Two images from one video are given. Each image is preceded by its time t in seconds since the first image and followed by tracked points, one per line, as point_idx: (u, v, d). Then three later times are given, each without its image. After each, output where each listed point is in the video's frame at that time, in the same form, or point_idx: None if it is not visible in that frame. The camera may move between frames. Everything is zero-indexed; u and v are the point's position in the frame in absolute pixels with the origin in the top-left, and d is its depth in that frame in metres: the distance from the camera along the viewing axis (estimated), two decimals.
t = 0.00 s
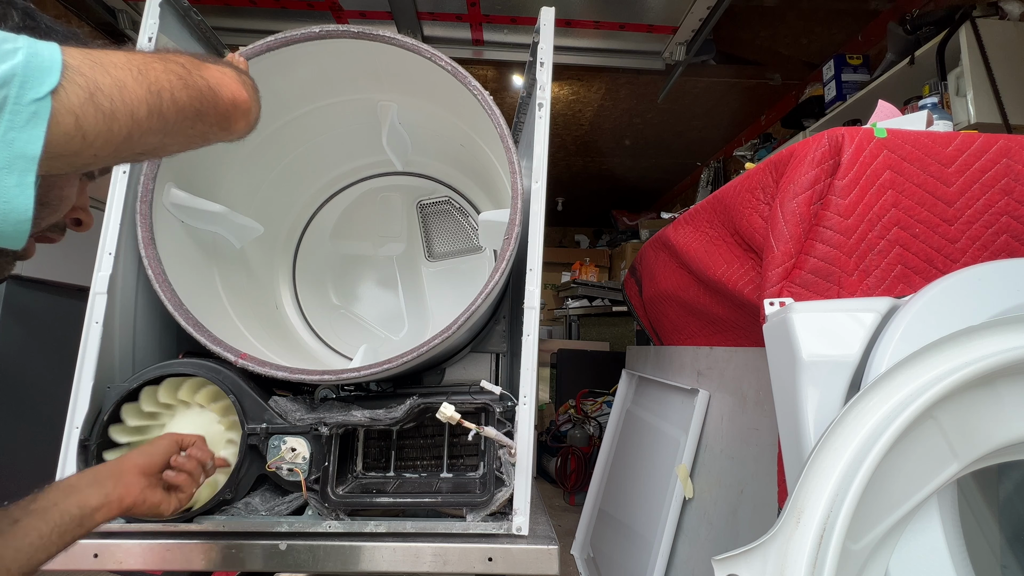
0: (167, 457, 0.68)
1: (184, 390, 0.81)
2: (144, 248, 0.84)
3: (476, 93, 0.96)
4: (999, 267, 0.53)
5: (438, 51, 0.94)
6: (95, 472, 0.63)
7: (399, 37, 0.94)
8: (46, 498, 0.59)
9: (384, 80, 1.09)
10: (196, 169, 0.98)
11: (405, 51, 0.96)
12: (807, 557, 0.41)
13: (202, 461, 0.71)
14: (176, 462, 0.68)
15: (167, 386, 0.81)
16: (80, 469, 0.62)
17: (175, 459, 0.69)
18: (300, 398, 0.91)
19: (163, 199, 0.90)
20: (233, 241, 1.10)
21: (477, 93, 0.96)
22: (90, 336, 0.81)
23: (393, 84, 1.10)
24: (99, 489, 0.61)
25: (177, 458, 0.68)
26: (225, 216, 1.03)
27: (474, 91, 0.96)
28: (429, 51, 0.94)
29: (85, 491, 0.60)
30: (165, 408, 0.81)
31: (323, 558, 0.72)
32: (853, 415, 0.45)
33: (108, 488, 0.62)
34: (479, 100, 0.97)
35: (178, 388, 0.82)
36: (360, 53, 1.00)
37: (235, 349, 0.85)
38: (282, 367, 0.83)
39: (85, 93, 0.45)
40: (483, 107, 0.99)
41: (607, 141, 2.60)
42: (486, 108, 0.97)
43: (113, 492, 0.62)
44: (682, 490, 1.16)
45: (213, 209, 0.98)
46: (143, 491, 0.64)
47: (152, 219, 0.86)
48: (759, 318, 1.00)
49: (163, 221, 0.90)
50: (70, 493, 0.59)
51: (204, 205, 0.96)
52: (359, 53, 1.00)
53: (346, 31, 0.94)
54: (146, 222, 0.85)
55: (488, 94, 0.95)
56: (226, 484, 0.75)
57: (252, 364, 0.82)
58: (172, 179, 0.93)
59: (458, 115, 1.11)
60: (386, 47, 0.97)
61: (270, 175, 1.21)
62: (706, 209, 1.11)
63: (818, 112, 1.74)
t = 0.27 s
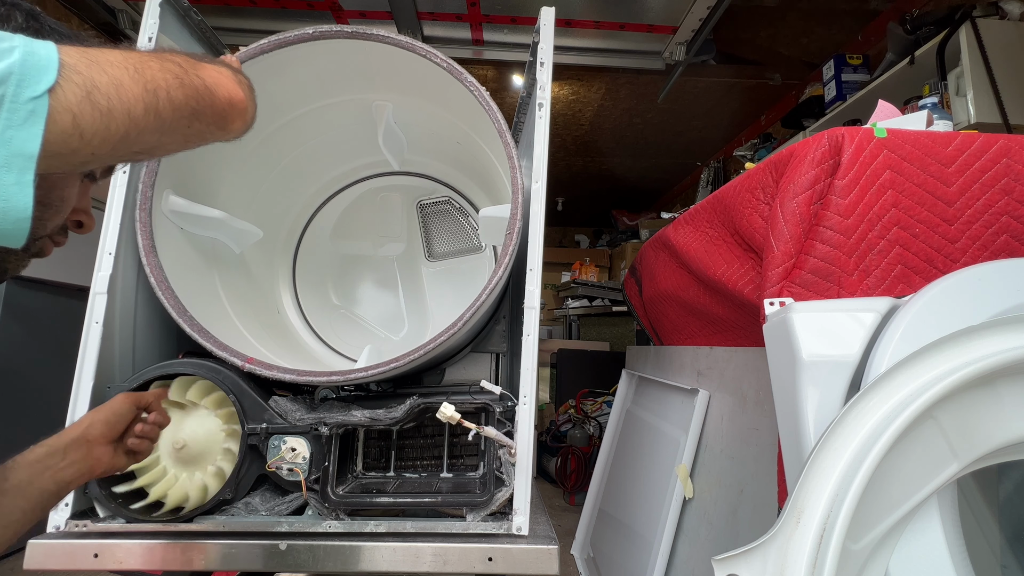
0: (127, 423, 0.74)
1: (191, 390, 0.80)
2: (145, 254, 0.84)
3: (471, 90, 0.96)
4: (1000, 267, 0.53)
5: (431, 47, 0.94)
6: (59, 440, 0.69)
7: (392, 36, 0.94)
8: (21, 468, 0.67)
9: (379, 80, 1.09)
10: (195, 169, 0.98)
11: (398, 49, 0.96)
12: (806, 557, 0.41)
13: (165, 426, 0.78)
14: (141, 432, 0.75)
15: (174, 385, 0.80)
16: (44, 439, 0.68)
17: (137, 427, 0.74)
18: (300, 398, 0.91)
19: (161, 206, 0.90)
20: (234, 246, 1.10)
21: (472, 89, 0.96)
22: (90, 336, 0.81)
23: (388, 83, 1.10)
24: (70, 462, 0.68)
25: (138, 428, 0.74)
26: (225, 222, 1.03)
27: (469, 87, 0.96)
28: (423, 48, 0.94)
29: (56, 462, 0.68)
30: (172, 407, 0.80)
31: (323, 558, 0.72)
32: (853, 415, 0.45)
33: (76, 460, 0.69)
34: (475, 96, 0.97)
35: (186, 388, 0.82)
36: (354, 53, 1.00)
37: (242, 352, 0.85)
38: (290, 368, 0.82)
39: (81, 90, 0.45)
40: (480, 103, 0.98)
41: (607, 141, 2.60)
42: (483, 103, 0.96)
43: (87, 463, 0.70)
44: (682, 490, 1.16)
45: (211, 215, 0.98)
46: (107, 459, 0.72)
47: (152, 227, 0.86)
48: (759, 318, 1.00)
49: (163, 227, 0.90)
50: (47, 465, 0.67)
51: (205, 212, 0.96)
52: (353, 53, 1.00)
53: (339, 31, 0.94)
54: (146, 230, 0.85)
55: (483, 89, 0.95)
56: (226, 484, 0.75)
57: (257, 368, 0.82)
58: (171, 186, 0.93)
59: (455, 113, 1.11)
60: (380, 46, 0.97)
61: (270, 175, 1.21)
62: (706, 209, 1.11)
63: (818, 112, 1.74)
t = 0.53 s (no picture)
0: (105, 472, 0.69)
1: (180, 390, 0.80)
2: (144, 262, 0.85)
3: (468, 88, 0.96)
4: (1000, 267, 0.53)
5: (427, 47, 0.94)
6: (31, 487, 0.63)
7: (388, 35, 0.94)
8: None
9: (375, 79, 1.09)
10: (195, 168, 0.98)
11: (394, 48, 0.96)
12: (807, 557, 0.41)
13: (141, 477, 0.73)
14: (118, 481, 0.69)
15: (163, 386, 0.80)
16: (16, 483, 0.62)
17: (115, 478, 0.69)
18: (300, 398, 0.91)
19: (158, 211, 0.90)
20: (233, 249, 1.10)
21: (469, 88, 0.96)
22: (90, 336, 0.81)
23: (384, 83, 1.10)
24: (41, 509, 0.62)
25: (116, 479, 0.69)
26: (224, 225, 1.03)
27: (466, 86, 0.96)
28: (420, 47, 0.94)
29: (27, 509, 0.62)
30: (164, 408, 0.81)
31: (323, 558, 0.72)
32: (853, 414, 0.45)
33: (48, 507, 0.63)
34: (473, 95, 0.97)
35: (175, 388, 0.81)
36: (351, 53, 1.00)
37: (243, 359, 0.85)
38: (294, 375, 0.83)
39: (71, 83, 0.45)
40: (478, 102, 0.98)
41: (607, 141, 2.60)
42: (480, 102, 0.96)
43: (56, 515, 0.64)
44: (682, 490, 1.16)
45: (210, 219, 0.98)
46: (80, 511, 0.66)
47: (150, 233, 0.86)
48: (759, 318, 1.00)
49: (162, 235, 0.90)
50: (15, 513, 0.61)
51: (204, 216, 0.96)
52: (350, 53, 1.00)
53: (335, 31, 0.93)
54: (145, 238, 0.85)
55: (479, 87, 0.95)
56: (226, 484, 0.75)
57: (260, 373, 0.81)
58: (167, 193, 0.92)
59: (453, 112, 1.11)
60: (376, 46, 0.97)
61: (269, 175, 1.21)
62: (706, 209, 1.11)
63: (818, 112, 1.75)
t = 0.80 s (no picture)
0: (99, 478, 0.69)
1: (185, 390, 0.80)
2: (144, 263, 0.84)
3: (468, 88, 0.96)
4: (999, 267, 0.52)
5: (428, 47, 0.93)
6: (25, 491, 0.63)
7: (388, 35, 0.94)
8: None
9: (374, 79, 1.09)
10: (194, 168, 0.98)
11: (394, 48, 0.96)
12: (807, 557, 0.41)
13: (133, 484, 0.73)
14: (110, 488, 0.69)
15: (167, 386, 0.80)
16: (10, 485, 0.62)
17: (107, 486, 0.69)
18: (300, 398, 0.91)
19: (157, 211, 0.89)
20: (233, 249, 1.10)
21: (469, 87, 0.96)
22: (90, 336, 0.81)
23: (383, 82, 1.10)
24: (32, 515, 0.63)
25: (109, 487, 0.69)
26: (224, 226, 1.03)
27: (467, 86, 0.96)
28: (419, 47, 0.94)
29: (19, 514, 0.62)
30: (167, 407, 0.81)
31: (323, 558, 0.72)
32: (853, 415, 0.45)
33: (38, 513, 0.63)
34: (473, 94, 0.97)
35: (179, 388, 0.82)
36: (350, 52, 1.00)
37: (244, 359, 0.85)
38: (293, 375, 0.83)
39: (72, 81, 0.45)
40: (478, 102, 0.98)
41: (607, 140, 2.60)
42: (481, 102, 0.96)
43: (46, 522, 0.64)
44: (682, 490, 1.16)
45: (209, 219, 0.97)
46: (70, 517, 0.66)
47: (149, 233, 0.86)
48: (759, 318, 1.00)
49: (161, 236, 0.90)
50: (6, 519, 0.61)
51: (203, 216, 0.96)
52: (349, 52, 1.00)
53: (334, 30, 0.93)
54: (144, 241, 0.85)
55: (480, 88, 0.95)
56: (226, 484, 0.75)
57: (260, 373, 0.82)
58: (166, 193, 0.92)
59: (453, 111, 1.11)
60: (376, 45, 0.97)
61: (269, 175, 1.21)
62: (706, 209, 1.11)
63: (818, 111, 1.75)
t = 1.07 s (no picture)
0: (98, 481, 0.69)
1: (183, 390, 0.80)
2: (149, 264, 0.84)
3: (482, 95, 0.96)
4: (999, 267, 0.52)
5: (442, 52, 0.94)
6: (24, 491, 0.63)
7: (402, 38, 0.94)
8: None
9: (383, 80, 1.09)
10: (193, 168, 0.97)
11: (408, 51, 0.96)
12: (807, 557, 0.41)
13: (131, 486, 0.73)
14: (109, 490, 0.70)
15: (165, 386, 0.80)
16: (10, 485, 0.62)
17: (106, 488, 0.69)
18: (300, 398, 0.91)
19: (161, 209, 0.89)
20: (233, 248, 1.10)
21: (482, 95, 0.96)
22: (89, 336, 0.81)
23: (393, 83, 1.10)
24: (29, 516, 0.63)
25: (108, 490, 0.69)
26: (225, 225, 1.03)
27: (480, 93, 0.96)
28: (433, 52, 0.94)
29: (17, 514, 0.62)
30: (165, 408, 0.81)
31: (323, 558, 0.72)
32: (853, 415, 0.45)
33: (36, 514, 0.63)
34: (485, 102, 0.97)
35: (177, 388, 0.82)
36: (363, 54, 1.00)
37: (251, 365, 0.85)
38: (302, 383, 0.84)
39: (75, 85, 0.45)
40: (490, 110, 0.98)
41: (607, 140, 2.60)
42: (493, 110, 0.97)
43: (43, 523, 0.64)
44: (682, 490, 1.16)
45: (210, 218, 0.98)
46: (67, 519, 0.66)
47: (154, 233, 0.86)
48: (759, 318, 1.00)
49: (164, 234, 0.90)
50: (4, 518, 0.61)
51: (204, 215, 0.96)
52: (360, 53, 1.00)
53: (346, 31, 0.94)
54: (149, 240, 0.85)
55: (494, 95, 0.95)
56: (226, 484, 0.75)
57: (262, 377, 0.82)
58: (171, 191, 0.92)
59: (462, 115, 1.12)
60: (387, 47, 0.97)
61: (269, 175, 1.21)
62: (706, 209, 1.11)
63: (818, 112, 1.75)
